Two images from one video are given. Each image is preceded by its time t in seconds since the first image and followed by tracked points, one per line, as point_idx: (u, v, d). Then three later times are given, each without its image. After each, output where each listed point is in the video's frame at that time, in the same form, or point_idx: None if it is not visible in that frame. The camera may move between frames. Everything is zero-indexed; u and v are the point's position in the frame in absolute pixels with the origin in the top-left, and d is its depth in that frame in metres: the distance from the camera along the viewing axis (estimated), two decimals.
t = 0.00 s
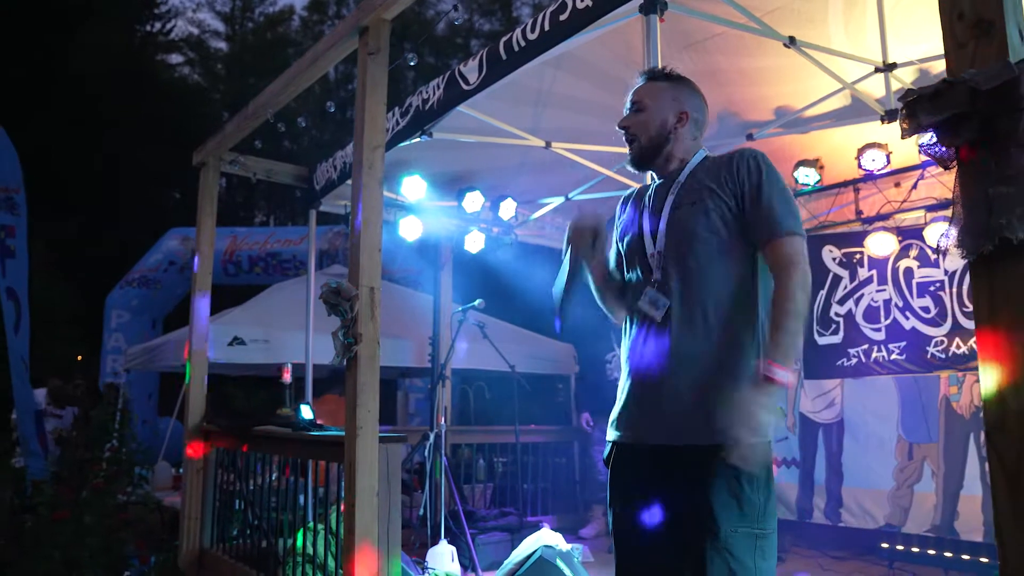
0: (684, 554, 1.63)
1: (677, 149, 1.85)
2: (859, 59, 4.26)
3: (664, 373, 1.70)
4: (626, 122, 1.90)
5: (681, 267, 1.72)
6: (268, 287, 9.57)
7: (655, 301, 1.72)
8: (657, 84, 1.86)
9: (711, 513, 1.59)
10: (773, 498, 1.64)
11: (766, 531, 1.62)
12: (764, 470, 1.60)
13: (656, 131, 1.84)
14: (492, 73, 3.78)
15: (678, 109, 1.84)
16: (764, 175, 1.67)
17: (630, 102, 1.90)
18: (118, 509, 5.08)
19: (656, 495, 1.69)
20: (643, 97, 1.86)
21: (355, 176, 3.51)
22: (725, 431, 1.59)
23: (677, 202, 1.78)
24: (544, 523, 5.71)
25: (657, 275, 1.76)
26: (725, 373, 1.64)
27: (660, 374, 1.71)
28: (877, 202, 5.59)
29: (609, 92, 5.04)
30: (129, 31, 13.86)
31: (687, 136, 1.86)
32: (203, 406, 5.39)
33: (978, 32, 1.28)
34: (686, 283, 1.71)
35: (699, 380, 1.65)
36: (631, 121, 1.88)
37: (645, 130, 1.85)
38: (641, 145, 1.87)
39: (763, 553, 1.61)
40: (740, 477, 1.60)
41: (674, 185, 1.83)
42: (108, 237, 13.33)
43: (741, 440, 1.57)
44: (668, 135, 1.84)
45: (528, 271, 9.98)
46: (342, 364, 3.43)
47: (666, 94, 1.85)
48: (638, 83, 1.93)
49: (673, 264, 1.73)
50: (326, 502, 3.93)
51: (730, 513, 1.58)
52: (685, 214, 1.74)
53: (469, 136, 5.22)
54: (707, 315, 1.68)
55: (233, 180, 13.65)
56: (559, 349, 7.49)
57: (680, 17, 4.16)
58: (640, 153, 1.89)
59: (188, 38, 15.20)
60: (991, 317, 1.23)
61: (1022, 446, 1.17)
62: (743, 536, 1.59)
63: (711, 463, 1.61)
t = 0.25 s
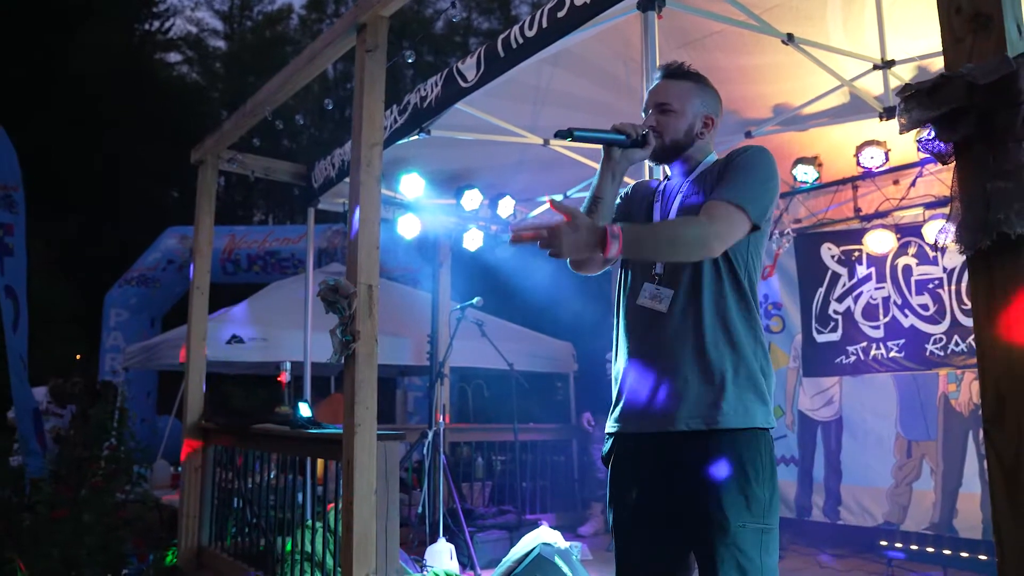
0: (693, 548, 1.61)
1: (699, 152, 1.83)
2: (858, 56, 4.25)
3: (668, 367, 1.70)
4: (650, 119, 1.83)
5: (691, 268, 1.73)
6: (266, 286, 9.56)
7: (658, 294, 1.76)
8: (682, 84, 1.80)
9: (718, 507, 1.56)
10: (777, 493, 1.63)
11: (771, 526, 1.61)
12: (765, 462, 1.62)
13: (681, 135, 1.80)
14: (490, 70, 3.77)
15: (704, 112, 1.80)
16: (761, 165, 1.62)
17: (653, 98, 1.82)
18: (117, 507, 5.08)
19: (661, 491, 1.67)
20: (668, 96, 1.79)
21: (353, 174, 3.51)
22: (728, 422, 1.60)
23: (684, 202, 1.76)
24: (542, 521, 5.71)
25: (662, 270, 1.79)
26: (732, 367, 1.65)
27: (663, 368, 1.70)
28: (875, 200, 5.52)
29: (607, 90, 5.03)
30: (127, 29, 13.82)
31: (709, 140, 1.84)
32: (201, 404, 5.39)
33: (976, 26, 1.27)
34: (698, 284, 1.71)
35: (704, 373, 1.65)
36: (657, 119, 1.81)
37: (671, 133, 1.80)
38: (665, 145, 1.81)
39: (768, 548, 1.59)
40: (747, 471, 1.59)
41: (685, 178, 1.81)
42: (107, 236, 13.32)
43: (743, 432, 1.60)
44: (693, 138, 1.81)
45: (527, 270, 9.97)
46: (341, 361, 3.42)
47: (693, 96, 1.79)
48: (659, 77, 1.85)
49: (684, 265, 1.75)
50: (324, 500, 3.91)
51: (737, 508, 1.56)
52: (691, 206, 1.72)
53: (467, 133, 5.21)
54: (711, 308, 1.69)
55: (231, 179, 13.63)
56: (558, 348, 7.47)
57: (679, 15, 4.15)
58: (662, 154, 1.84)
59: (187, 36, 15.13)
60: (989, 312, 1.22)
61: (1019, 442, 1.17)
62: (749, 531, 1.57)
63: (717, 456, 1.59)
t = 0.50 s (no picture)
0: (686, 548, 1.61)
1: (693, 149, 1.85)
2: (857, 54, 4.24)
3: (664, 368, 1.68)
4: (652, 109, 1.83)
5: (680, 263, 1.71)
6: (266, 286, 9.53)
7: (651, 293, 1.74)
8: (681, 76, 1.83)
9: (712, 508, 1.56)
10: (773, 494, 1.62)
11: (766, 527, 1.60)
12: (761, 464, 1.61)
13: (682, 125, 1.81)
14: (489, 68, 3.76)
15: (705, 106, 1.83)
16: (765, 173, 1.66)
17: (656, 90, 1.83)
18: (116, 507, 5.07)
19: (655, 491, 1.68)
20: (669, 87, 1.82)
21: (351, 172, 3.50)
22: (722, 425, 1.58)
23: (683, 199, 1.77)
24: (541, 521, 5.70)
25: (657, 269, 1.75)
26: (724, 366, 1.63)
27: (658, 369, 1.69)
28: (875, 199, 5.53)
29: (606, 88, 5.02)
30: (127, 29, 13.83)
31: (704, 138, 1.86)
32: (199, 403, 5.38)
33: (975, 22, 1.26)
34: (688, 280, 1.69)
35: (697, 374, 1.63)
36: (660, 109, 1.82)
37: (671, 125, 1.81)
38: (664, 137, 1.82)
39: (763, 549, 1.59)
40: (741, 472, 1.58)
41: (683, 179, 1.82)
42: (108, 236, 13.32)
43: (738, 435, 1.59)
44: (691, 132, 1.83)
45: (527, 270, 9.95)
46: (338, 360, 3.41)
47: (695, 91, 1.82)
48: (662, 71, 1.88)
49: (673, 259, 1.72)
50: (322, 500, 3.90)
51: (731, 509, 1.56)
52: (691, 209, 1.73)
53: (466, 132, 5.19)
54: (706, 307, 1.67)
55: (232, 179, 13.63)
56: (557, 347, 7.46)
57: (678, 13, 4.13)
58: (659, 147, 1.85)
59: (187, 36, 14.86)
60: (988, 311, 1.21)
61: (1019, 442, 1.16)
62: (744, 532, 1.57)
63: (711, 457, 1.59)
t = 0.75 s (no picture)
0: (690, 551, 1.61)
1: (689, 146, 1.85)
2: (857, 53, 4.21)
3: (666, 371, 1.68)
4: (650, 104, 1.81)
5: (687, 267, 1.71)
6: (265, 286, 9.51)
7: (657, 295, 1.74)
8: (676, 74, 1.83)
9: (715, 513, 1.56)
10: (777, 497, 1.63)
11: (769, 530, 1.60)
12: (763, 467, 1.62)
13: (679, 123, 1.82)
14: (487, 68, 3.74)
15: (698, 104, 1.85)
16: (770, 185, 1.70)
17: (651, 86, 1.83)
18: (116, 509, 5.07)
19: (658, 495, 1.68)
20: (666, 83, 1.81)
21: (348, 172, 3.48)
22: (724, 429, 1.59)
23: (686, 200, 1.77)
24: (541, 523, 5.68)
25: (658, 270, 1.76)
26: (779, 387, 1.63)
27: (661, 371, 1.69)
28: (875, 199, 5.53)
29: (606, 88, 5.00)
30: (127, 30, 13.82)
31: (698, 135, 1.88)
32: (197, 404, 5.35)
33: (977, 18, 1.24)
34: (695, 285, 1.69)
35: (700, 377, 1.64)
36: (658, 105, 1.81)
37: (671, 119, 1.81)
38: (665, 133, 1.82)
39: (766, 552, 1.59)
40: (743, 475, 1.59)
41: (682, 180, 1.82)
42: (108, 237, 13.31)
43: (741, 440, 1.60)
44: (688, 128, 1.84)
45: (527, 270, 9.93)
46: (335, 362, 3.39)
47: (689, 89, 1.83)
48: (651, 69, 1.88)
49: (681, 265, 1.72)
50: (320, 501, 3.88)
51: (734, 512, 1.57)
52: (697, 212, 1.74)
53: (465, 133, 5.18)
54: (708, 312, 1.67)
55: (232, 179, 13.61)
56: (557, 349, 7.44)
57: (678, 12, 4.11)
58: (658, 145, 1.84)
59: (187, 36, 14.89)
60: (992, 313, 1.19)
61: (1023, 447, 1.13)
62: (747, 535, 1.58)
63: (715, 462, 1.59)
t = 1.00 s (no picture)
0: (694, 556, 1.59)
1: (687, 146, 1.83)
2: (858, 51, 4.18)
3: (669, 373, 1.65)
4: (646, 103, 1.77)
5: (699, 265, 1.69)
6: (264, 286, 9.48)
7: (666, 295, 1.71)
8: (667, 71, 1.80)
9: (723, 517, 1.54)
10: (782, 503, 1.62)
11: (775, 534, 1.59)
12: (769, 471, 1.61)
13: (677, 120, 1.78)
14: (485, 67, 3.70)
15: (690, 101, 1.82)
16: (783, 185, 1.73)
17: (644, 85, 1.79)
18: (113, 511, 5.04)
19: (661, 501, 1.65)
20: (659, 81, 1.78)
21: (345, 173, 3.45)
22: (732, 432, 1.58)
23: (694, 200, 1.76)
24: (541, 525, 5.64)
25: (669, 269, 1.72)
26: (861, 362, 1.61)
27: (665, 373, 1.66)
28: (877, 199, 5.49)
29: (606, 87, 4.97)
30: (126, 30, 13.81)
31: (693, 132, 1.85)
32: (194, 406, 5.31)
33: (985, 10, 1.20)
34: (707, 285, 1.67)
35: (704, 380, 1.62)
36: (654, 103, 1.77)
37: (669, 117, 1.77)
38: (666, 131, 1.78)
39: (773, 557, 1.58)
40: (751, 479, 1.58)
41: (689, 179, 1.81)
42: (107, 237, 13.26)
43: (749, 443, 1.58)
44: (684, 126, 1.81)
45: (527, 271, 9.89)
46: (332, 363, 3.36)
47: (681, 85, 1.80)
48: (639, 67, 1.84)
49: (691, 264, 1.70)
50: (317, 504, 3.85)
51: (742, 517, 1.55)
52: (707, 212, 1.72)
53: (464, 132, 5.20)
54: (714, 313, 1.66)
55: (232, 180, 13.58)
56: (553, 348, 7.41)
57: (678, 10, 4.08)
58: (656, 145, 1.81)
59: (187, 37, 14.89)
60: (1001, 316, 1.16)
61: None
62: (754, 540, 1.55)
63: (722, 465, 1.57)
